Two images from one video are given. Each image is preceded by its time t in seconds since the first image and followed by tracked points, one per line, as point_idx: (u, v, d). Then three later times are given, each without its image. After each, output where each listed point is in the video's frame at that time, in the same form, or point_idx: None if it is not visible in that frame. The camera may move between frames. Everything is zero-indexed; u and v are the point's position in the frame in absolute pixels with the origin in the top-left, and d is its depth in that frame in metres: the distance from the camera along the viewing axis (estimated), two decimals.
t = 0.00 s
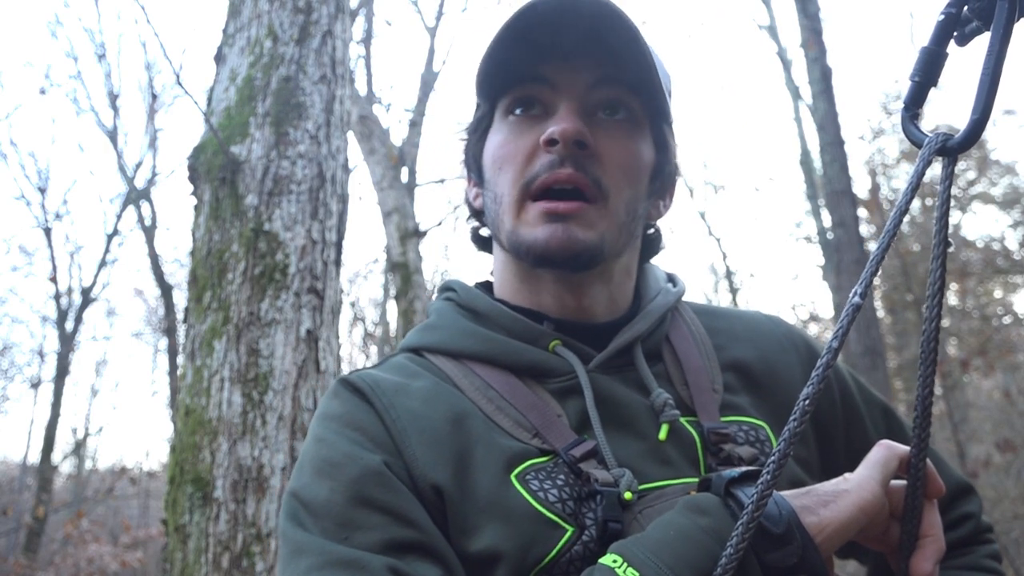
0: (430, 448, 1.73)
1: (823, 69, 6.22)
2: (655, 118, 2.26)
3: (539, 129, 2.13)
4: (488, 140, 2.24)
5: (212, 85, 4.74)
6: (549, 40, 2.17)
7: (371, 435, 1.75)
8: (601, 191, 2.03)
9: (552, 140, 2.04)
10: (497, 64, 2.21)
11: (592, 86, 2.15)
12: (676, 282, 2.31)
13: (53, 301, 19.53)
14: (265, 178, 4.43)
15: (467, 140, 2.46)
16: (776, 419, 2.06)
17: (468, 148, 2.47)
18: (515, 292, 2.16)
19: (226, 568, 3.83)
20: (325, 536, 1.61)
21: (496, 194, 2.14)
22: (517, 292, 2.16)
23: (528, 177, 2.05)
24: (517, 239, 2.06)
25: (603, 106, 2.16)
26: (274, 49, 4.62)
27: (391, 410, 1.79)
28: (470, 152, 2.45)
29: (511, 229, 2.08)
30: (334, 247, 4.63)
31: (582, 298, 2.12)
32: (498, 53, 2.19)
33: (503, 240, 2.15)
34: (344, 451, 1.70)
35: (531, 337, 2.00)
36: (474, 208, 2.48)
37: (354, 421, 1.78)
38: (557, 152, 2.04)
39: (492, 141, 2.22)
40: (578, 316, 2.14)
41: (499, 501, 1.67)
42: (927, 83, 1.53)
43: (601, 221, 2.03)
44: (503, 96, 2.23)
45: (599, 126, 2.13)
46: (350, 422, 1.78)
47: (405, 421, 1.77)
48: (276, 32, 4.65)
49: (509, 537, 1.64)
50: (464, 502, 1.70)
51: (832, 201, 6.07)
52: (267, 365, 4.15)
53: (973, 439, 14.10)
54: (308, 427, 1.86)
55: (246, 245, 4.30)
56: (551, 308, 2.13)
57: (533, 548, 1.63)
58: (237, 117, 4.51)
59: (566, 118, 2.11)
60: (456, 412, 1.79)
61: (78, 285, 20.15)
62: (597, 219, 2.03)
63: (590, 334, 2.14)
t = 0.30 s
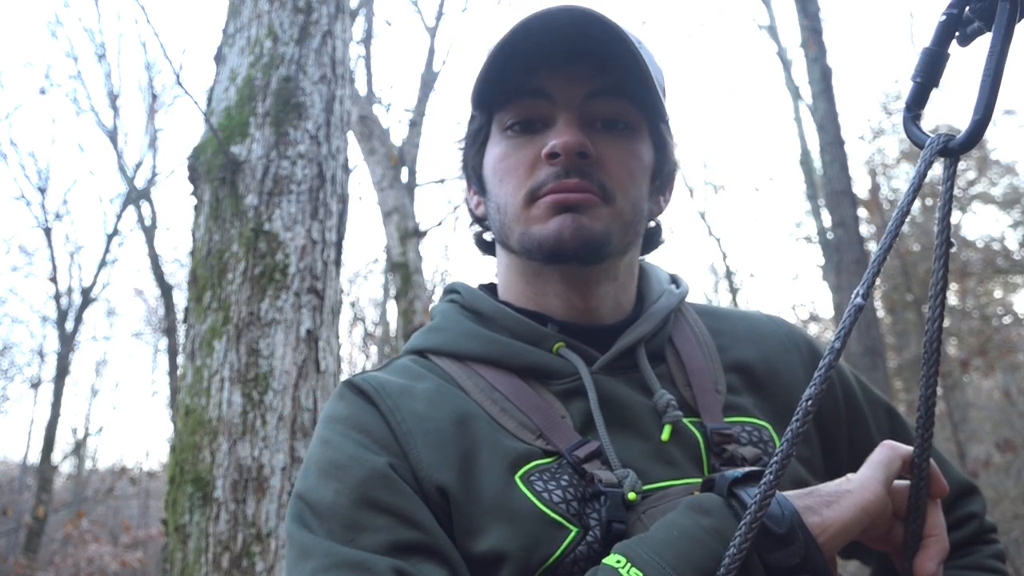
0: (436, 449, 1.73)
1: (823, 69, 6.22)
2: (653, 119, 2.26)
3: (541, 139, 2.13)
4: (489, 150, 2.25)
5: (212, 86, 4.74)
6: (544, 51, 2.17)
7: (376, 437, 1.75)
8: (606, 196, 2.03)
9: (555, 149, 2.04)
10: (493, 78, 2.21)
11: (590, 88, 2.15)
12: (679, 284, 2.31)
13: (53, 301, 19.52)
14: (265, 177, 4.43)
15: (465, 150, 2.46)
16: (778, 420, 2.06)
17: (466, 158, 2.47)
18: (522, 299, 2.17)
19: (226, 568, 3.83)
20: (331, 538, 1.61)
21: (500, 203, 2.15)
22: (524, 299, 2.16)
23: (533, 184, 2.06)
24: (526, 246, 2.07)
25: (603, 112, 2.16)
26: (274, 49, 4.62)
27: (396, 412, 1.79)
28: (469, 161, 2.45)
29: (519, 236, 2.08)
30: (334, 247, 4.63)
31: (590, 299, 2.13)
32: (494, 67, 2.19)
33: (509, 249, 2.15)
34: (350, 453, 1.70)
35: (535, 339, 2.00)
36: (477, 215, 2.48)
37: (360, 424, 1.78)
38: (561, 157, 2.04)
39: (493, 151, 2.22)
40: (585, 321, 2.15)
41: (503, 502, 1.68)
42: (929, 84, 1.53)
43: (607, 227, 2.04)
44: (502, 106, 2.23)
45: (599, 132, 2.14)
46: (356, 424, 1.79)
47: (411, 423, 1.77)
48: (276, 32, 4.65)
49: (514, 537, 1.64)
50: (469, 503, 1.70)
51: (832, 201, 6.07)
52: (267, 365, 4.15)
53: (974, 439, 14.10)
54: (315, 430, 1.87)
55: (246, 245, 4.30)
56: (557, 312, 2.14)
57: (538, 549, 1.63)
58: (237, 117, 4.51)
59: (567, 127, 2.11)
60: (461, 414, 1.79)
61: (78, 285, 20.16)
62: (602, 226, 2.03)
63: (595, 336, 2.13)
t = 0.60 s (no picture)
0: (439, 452, 1.73)
1: (823, 69, 6.21)
2: (649, 113, 2.28)
3: (543, 132, 2.13)
4: (489, 149, 2.24)
5: (212, 85, 4.74)
6: (542, 45, 2.18)
7: (380, 440, 1.76)
8: (611, 184, 2.03)
9: (560, 137, 2.04)
10: (492, 75, 2.21)
11: (590, 82, 2.16)
12: (680, 284, 2.30)
13: (53, 301, 19.51)
14: (265, 177, 4.43)
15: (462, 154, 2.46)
16: (781, 419, 2.06)
17: (462, 162, 2.46)
18: (526, 295, 2.16)
19: (226, 568, 3.83)
20: (336, 543, 1.61)
21: (504, 199, 2.14)
22: (529, 295, 2.16)
23: (537, 177, 2.05)
24: (532, 240, 2.06)
25: (602, 104, 2.17)
26: (274, 49, 4.62)
27: (399, 416, 1.80)
28: (465, 165, 2.44)
29: (525, 231, 2.07)
30: (334, 247, 4.63)
31: (593, 295, 2.12)
32: (493, 64, 2.19)
33: (514, 244, 2.14)
34: (353, 457, 1.70)
35: (537, 340, 1.99)
36: (475, 220, 2.47)
37: (363, 428, 1.78)
38: (565, 149, 2.04)
39: (494, 149, 2.22)
40: (590, 317, 2.14)
41: (507, 504, 1.67)
42: (930, 85, 1.53)
43: (613, 216, 2.04)
44: (502, 105, 2.23)
45: (600, 123, 2.14)
46: (359, 428, 1.79)
47: (414, 426, 1.77)
48: (276, 32, 4.65)
49: (518, 539, 1.64)
50: (473, 505, 1.69)
51: (832, 201, 6.07)
52: (267, 365, 4.15)
53: (974, 439, 14.09)
54: (318, 434, 1.87)
55: (246, 245, 4.30)
56: (560, 308, 2.13)
57: (542, 550, 1.63)
58: (237, 117, 4.51)
59: (569, 118, 2.11)
60: (464, 416, 1.79)
61: (78, 284, 20.15)
62: (609, 214, 2.03)
63: (598, 336, 2.12)
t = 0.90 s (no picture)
0: (442, 456, 1.73)
1: (823, 69, 6.21)
2: (645, 117, 2.28)
3: (541, 136, 2.13)
4: (487, 154, 2.24)
5: (212, 86, 4.74)
6: (539, 49, 2.18)
7: (384, 445, 1.76)
8: (607, 188, 2.04)
9: (557, 141, 2.05)
10: (489, 80, 2.22)
11: (586, 86, 2.17)
12: (679, 285, 2.30)
13: (53, 301, 19.49)
14: (265, 177, 4.43)
15: (461, 159, 2.46)
16: (781, 420, 2.06)
17: (461, 167, 2.46)
18: (523, 298, 2.16)
19: (226, 568, 3.83)
20: (342, 547, 1.62)
21: (502, 204, 2.14)
22: (526, 298, 2.15)
23: (535, 182, 2.06)
24: (529, 245, 2.06)
25: (598, 108, 2.17)
26: (274, 49, 4.62)
27: (402, 420, 1.80)
28: (464, 170, 2.44)
29: (522, 236, 2.08)
30: (334, 247, 4.63)
31: (590, 300, 2.12)
32: (490, 69, 2.20)
33: (512, 249, 2.15)
34: (358, 462, 1.71)
35: (538, 343, 1.99)
36: (474, 225, 2.47)
37: (367, 433, 1.79)
38: (562, 155, 2.05)
39: (491, 154, 2.22)
40: (589, 321, 2.14)
41: (511, 506, 1.68)
42: (933, 86, 1.53)
43: (609, 220, 2.04)
44: (500, 109, 2.23)
45: (597, 127, 2.15)
46: (363, 434, 1.80)
47: (417, 430, 1.78)
48: (276, 32, 4.65)
49: (522, 540, 1.64)
50: (478, 508, 1.70)
51: (832, 201, 6.07)
52: (267, 365, 4.15)
53: (974, 439, 14.09)
54: (323, 441, 1.88)
55: (246, 245, 4.31)
56: (558, 311, 2.13)
57: (546, 551, 1.63)
58: (237, 117, 4.51)
59: (566, 122, 2.12)
60: (467, 420, 1.79)
61: (78, 284, 20.15)
62: (604, 218, 2.03)
63: (597, 339, 2.12)
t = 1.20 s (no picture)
0: (446, 458, 1.73)
1: (823, 69, 6.21)
2: (645, 121, 2.28)
3: (542, 137, 2.13)
4: (489, 156, 2.24)
5: (212, 86, 4.74)
6: (541, 52, 2.18)
7: (388, 448, 1.76)
8: (608, 189, 2.04)
9: (558, 142, 2.05)
10: (491, 83, 2.22)
11: (587, 89, 2.17)
12: (680, 286, 2.30)
13: (53, 301, 19.47)
14: (265, 177, 4.43)
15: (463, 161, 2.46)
16: (783, 420, 2.06)
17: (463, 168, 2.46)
18: (525, 298, 2.15)
19: (226, 568, 3.83)
20: (347, 550, 1.62)
21: (503, 205, 2.14)
22: (527, 298, 2.15)
23: (536, 183, 2.05)
24: (531, 246, 2.06)
25: (598, 109, 2.17)
26: (274, 49, 4.62)
27: (406, 422, 1.80)
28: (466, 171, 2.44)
29: (524, 237, 2.08)
30: (334, 247, 4.63)
31: (592, 300, 2.11)
32: (491, 71, 2.20)
33: (514, 251, 2.14)
34: (363, 465, 1.71)
35: (540, 344, 1.99)
36: (476, 226, 2.47)
37: (371, 436, 1.79)
38: (563, 156, 2.04)
39: (493, 155, 2.22)
40: (591, 322, 2.14)
41: (515, 507, 1.67)
42: (935, 87, 1.53)
43: (611, 220, 2.04)
44: (501, 111, 2.23)
45: (597, 128, 2.15)
46: (367, 437, 1.80)
47: (421, 433, 1.77)
48: (276, 32, 4.65)
49: (527, 540, 1.64)
50: (482, 509, 1.70)
51: (832, 201, 6.07)
52: (267, 365, 4.15)
53: (974, 439, 14.09)
54: (327, 444, 1.88)
55: (246, 245, 4.30)
56: (559, 311, 2.12)
57: (551, 551, 1.63)
58: (237, 116, 4.51)
59: (568, 123, 2.12)
60: (471, 421, 1.79)
61: (78, 285, 20.14)
62: (606, 219, 2.03)
63: (599, 339, 2.12)
